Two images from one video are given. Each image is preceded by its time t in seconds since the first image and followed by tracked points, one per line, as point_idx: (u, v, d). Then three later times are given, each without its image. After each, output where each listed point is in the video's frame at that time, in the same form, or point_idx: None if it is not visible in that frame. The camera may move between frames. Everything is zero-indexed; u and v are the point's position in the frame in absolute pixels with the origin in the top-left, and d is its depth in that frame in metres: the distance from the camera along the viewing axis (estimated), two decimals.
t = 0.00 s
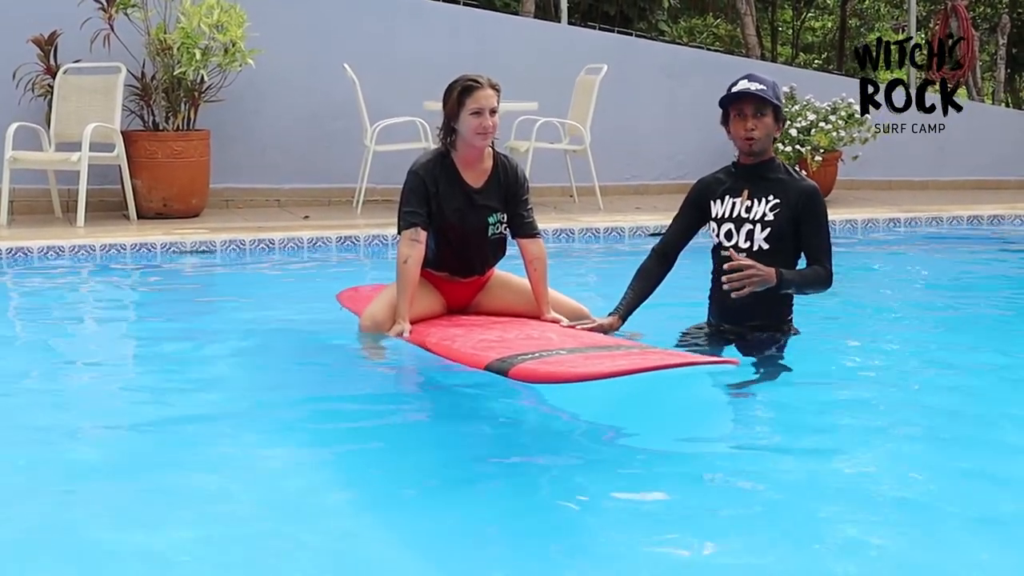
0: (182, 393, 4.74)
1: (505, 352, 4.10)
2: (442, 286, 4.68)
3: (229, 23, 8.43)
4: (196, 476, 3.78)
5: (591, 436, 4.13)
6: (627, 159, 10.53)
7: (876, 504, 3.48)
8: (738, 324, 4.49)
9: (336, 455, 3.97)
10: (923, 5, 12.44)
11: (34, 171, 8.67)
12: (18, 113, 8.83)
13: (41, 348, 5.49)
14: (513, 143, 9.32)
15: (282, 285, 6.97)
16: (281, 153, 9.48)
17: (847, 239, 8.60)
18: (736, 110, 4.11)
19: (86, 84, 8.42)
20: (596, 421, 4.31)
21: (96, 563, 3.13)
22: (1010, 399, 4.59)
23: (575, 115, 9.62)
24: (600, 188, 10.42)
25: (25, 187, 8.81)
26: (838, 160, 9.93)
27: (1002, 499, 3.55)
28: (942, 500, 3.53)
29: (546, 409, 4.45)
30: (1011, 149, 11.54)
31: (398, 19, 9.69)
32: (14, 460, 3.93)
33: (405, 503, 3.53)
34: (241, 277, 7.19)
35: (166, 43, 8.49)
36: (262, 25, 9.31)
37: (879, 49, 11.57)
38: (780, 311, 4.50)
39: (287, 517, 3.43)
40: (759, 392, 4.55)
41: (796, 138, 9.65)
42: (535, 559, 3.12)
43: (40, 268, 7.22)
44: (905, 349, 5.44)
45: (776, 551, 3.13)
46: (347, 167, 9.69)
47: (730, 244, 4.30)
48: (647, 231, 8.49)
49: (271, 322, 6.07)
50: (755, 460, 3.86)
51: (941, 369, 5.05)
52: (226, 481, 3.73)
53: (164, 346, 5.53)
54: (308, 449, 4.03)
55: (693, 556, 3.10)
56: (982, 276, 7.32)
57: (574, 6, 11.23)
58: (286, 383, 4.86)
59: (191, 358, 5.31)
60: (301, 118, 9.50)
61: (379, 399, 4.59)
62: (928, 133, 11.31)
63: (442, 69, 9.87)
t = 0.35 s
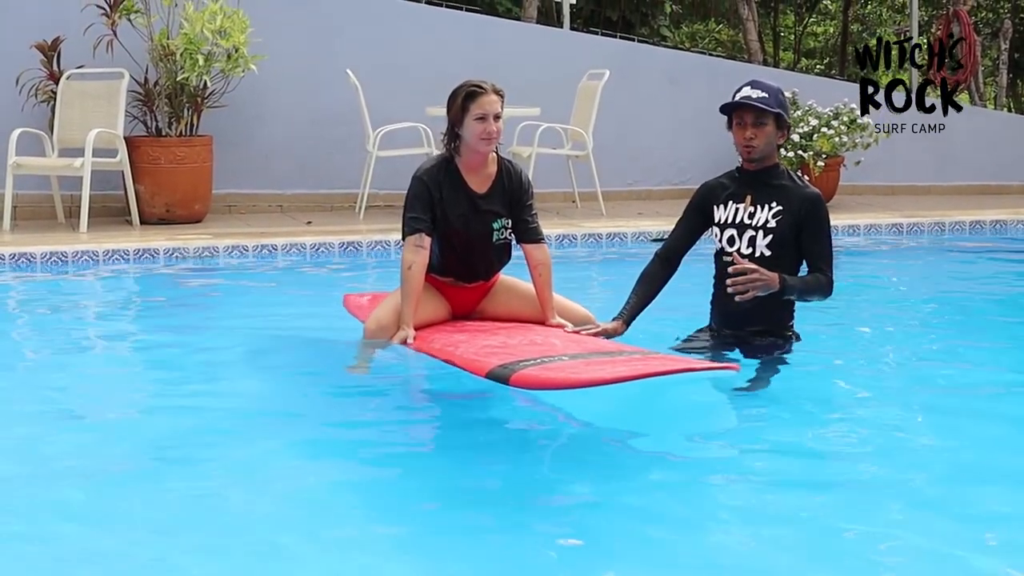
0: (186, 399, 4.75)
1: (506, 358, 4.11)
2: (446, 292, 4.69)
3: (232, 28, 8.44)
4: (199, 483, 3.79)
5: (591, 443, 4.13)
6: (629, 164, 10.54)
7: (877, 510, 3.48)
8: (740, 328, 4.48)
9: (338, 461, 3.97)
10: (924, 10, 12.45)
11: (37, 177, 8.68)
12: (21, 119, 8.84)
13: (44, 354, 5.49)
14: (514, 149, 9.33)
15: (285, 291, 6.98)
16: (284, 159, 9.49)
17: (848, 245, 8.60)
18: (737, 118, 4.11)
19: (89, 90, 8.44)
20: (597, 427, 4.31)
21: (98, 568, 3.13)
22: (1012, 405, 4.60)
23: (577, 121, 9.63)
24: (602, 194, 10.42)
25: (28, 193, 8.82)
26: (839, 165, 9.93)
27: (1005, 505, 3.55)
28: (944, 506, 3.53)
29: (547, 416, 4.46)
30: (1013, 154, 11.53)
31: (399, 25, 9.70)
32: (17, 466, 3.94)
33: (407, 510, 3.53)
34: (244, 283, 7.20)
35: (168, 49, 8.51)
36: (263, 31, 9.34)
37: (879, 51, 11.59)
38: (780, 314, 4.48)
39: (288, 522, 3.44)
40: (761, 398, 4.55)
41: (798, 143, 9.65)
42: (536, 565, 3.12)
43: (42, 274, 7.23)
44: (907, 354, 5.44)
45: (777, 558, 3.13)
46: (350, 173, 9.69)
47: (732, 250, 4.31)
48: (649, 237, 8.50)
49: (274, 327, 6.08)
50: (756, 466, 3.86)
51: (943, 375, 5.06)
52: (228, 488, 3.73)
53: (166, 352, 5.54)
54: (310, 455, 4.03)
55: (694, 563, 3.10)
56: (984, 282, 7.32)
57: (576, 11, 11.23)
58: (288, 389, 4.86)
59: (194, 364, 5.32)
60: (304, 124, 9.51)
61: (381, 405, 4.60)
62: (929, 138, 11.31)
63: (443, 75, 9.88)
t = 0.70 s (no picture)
0: (185, 406, 4.75)
1: (504, 366, 4.11)
2: (446, 298, 4.69)
3: (231, 36, 8.44)
4: (197, 490, 3.79)
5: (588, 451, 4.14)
6: (628, 172, 10.54)
7: (873, 518, 3.48)
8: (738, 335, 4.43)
9: (336, 469, 3.97)
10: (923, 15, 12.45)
11: (36, 185, 8.68)
12: (20, 127, 8.85)
13: (42, 361, 5.49)
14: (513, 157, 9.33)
15: (284, 299, 6.98)
16: (283, 167, 9.49)
17: (847, 253, 8.60)
18: (734, 126, 4.12)
19: (88, 98, 8.44)
20: (594, 435, 4.32)
21: None
22: (1010, 413, 4.60)
23: (576, 128, 9.64)
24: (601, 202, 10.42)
25: (27, 201, 8.82)
26: (838, 173, 9.93)
27: (1001, 513, 3.54)
28: (941, 514, 3.53)
29: (544, 424, 4.46)
30: (1011, 162, 11.53)
31: (397, 33, 9.71)
32: (15, 473, 3.94)
33: (404, 518, 3.53)
34: (243, 291, 7.19)
35: (167, 57, 8.51)
36: (261, 38, 9.34)
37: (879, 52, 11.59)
38: (777, 321, 4.41)
39: (287, 530, 3.44)
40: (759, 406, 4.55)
41: (797, 151, 9.66)
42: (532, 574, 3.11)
43: (41, 281, 7.23)
44: (906, 362, 5.44)
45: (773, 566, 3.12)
46: (349, 181, 9.70)
47: (728, 258, 4.32)
48: (647, 244, 8.50)
49: (273, 335, 6.08)
50: (753, 474, 3.86)
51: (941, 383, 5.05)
52: (226, 495, 3.73)
53: (165, 359, 5.54)
54: (308, 463, 4.04)
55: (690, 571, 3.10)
56: (982, 289, 7.32)
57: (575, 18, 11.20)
58: (287, 396, 4.87)
59: (193, 371, 5.32)
60: (303, 131, 9.51)
61: (379, 412, 4.59)
62: (927, 145, 11.31)
63: (442, 83, 9.88)
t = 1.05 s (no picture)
0: (188, 412, 4.75)
1: (508, 372, 4.11)
2: (448, 305, 4.69)
3: (235, 43, 8.44)
4: (201, 496, 3.79)
5: (591, 457, 4.13)
6: (631, 178, 10.55)
7: (878, 526, 3.48)
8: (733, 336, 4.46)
9: (339, 475, 3.97)
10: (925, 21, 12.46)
11: (40, 191, 8.69)
12: (24, 133, 8.86)
13: (46, 367, 5.49)
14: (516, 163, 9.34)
15: (288, 305, 6.99)
16: (286, 174, 9.49)
17: (849, 259, 8.60)
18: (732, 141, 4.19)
19: (91, 104, 8.46)
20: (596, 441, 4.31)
21: None
22: (1014, 420, 4.59)
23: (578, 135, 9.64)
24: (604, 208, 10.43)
25: (31, 207, 8.83)
26: (841, 179, 9.92)
27: (1006, 520, 3.53)
28: (946, 521, 3.52)
29: (546, 430, 4.46)
30: (1014, 168, 11.52)
31: (400, 40, 9.72)
32: (19, 480, 3.94)
33: (408, 524, 3.53)
34: (247, 297, 7.21)
35: (171, 63, 8.55)
36: (265, 44, 9.35)
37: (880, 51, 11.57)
38: (775, 326, 4.45)
39: (291, 536, 3.43)
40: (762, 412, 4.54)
41: (800, 157, 9.70)
42: None
43: (45, 287, 7.24)
44: (909, 368, 5.44)
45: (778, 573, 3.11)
46: (352, 187, 9.70)
47: (728, 261, 4.35)
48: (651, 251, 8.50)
49: (277, 342, 6.08)
50: (757, 481, 3.86)
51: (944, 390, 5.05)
52: (230, 502, 3.73)
53: (168, 366, 5.54)
54: (312, 470, 4.04)
55: None
56: (985, 295, 7.32)
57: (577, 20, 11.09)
58: (290, 403, 4.87)
59: (198, 378, 5.32)
60: (306, 137, 9.52)
61: (383, 419, 4.59)
62: (930, 149, 11.33)
63: (445, 89, 9.89)
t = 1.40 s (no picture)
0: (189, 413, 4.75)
1: (507, 373, 4.11)
2: (447, 307, 4.69)
3: (234, 43, 8.44)
4: (201, 497, 3.78)
5: (589, 458, 4.13)
6: (630, 179, 10.54)
7: (876, 527, 3.47)
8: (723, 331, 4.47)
9: (339, 476, 3.97)
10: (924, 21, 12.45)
11: (40, 193, 8.68)
12: (24, 134, 8.86)
13: (45, 368, 5.49)
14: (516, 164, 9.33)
15: (289, 306, 6.99)
16: (286, 174, 9.49)
17: (850, 260, 8.60)
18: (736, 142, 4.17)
19: (91, 105, 8.45)
20: (595, 442, 4.32)
21: None
22: (1013, 421, 4.59)
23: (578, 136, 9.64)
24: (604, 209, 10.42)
25: (32, 208, 8.82)
26: (841, 181, 9.91)
27: (1006, 521, 3.53)
28: (946, 523, 3.52)
29: (545, 431, 4.46)
30: (1013, 168, 11.55)
31: (400, 40, 9.72)
32: (17, 481, 3.94)
33: (406, 525, 3.52)
34: (247, 298, 7.21)
35: (172, 64, 8.56)
36: (264, 45, 9.34)
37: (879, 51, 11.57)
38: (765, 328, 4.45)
39: (292, 538, 3.43)
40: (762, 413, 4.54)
41: (800, 158, 9.70)
42: None
43: (45, 289, 7.23)
44: (909, 369, 5.44)
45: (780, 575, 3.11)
46: (352, 188, 9.70)
47: (724, 258, 4.35)
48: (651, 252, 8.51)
49: (276, 343, 6.08)
50: (756, 483, 3.86)
51: (944, 390, 5.05)
52: (229, 503, 3.73)
53: (169, 367, 5.54)
54: (311, 471, 4.03)
55: None
56: (985, 296, 7.32)
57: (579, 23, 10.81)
58: (290, 404, 4.86)
59: (197, 379, 5.32)
60: (305, 138, 9.51)
61: (382, 420, 4.59)
62: (930, 149, 11.35)
63: (445, 90, 9.89)
